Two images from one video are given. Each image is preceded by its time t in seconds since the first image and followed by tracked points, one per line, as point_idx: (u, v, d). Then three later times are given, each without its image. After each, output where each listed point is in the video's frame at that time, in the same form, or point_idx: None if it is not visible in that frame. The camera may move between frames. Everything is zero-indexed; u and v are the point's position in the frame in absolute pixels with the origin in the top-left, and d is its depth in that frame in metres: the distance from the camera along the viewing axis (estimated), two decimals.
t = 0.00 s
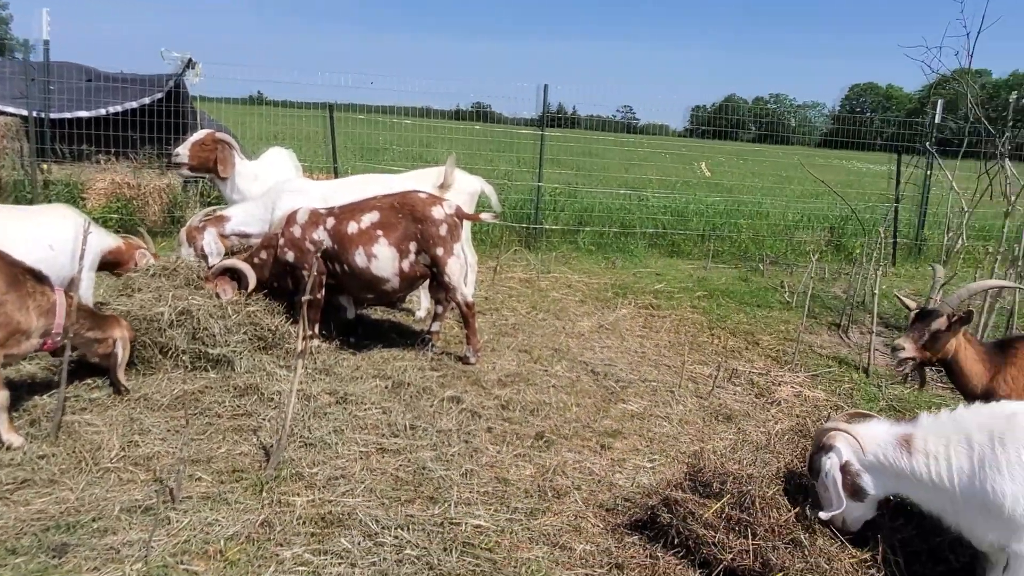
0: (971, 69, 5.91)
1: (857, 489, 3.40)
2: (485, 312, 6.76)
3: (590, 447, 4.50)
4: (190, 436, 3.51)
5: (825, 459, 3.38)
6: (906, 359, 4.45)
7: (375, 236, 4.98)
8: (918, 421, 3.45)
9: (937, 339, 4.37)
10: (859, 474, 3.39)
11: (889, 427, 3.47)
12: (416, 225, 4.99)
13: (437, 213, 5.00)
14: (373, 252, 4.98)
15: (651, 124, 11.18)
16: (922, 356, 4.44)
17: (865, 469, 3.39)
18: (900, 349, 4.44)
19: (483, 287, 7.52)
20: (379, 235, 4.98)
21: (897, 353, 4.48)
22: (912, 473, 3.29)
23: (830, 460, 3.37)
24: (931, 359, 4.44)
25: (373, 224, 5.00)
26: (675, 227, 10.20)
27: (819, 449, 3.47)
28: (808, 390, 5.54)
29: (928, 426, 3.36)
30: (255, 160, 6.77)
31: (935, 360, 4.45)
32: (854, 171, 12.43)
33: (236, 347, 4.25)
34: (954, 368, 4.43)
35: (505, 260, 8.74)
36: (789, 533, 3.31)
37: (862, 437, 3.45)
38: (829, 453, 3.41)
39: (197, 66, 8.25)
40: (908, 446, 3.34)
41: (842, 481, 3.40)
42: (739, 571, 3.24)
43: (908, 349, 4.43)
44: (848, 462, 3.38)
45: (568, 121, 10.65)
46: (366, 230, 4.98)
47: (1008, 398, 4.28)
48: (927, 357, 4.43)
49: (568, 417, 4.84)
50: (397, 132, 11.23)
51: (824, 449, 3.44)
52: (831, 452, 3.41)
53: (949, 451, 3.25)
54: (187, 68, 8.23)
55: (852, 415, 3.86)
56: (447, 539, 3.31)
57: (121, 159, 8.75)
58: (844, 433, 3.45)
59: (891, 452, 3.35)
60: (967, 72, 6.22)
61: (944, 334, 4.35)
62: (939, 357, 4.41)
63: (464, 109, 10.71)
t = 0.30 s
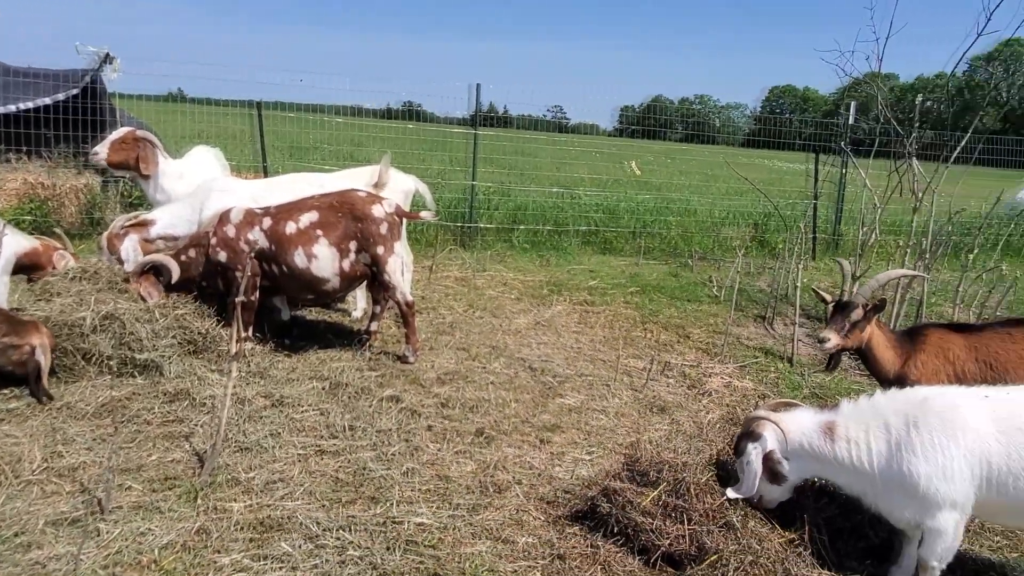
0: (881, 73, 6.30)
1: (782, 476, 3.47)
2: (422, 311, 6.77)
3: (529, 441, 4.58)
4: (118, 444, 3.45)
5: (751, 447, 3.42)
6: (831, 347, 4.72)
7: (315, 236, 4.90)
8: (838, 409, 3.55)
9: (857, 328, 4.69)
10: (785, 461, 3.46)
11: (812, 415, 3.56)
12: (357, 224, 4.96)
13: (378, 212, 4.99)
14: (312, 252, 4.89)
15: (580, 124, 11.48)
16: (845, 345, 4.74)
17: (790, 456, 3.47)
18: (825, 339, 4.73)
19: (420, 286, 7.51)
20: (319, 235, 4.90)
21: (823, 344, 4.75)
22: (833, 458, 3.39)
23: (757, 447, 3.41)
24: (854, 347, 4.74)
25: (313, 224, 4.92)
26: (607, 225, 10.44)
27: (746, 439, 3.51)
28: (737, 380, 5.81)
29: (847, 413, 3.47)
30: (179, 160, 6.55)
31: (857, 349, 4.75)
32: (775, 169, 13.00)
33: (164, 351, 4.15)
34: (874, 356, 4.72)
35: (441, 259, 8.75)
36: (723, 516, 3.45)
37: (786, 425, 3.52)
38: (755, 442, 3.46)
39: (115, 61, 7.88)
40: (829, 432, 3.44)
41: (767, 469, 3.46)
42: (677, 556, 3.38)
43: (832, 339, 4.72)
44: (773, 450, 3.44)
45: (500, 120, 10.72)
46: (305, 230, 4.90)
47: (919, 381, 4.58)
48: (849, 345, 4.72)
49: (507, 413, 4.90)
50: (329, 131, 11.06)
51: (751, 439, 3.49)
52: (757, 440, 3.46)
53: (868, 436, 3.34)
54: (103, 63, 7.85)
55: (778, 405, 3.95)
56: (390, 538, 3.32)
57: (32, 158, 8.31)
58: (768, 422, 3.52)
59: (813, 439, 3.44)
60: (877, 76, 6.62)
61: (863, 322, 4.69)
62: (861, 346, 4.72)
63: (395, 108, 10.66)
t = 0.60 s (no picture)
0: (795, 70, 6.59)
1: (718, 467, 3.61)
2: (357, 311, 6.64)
3: (471, 438, 4.50)
4: (39, 462, 3.28)
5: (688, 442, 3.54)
6: (778, 335, 4.87)
7: (249, 237, 4.73)
8: (770, 398, 3.68)
9: (795, 313, 4.91)
10: (720, 452, 3.60)
11: (745, 406, 3.69)
12: (293, 223, 4.82)
13: (315, 212, 4.85)
14: (247, 254, 4.74)
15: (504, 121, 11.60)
16: (789, 332, 4.92)
17: (725, 448, 3.60)
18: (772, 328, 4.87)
19: (351, 287, 7.36)
20: (253, 235, 4.75)
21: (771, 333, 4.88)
22: (766, 446, 3.51)
23: (695, 442, 3.54)
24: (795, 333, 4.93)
25: (246, 224, 4.76)
26: (537, 221, 10.47)
27: (684, 434, 3.63)
28: (669, 370, 5.84)
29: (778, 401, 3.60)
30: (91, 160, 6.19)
31: (799, 336, 4.94)
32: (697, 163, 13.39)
33: (85, 362, 4.00)
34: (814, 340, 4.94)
35: (372, 259, 8.59)
36: (666, 502, 3.55)
37: (722, 418, 3.65)
38: (692, 437, 3.58)
39: (15, 57, 7.35)
40: (761, 421, 3.56)
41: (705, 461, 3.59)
42: (623, 544, 3.43)
43: (777, 326, 4.89)
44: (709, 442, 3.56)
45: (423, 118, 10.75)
46: (238, 231, 4.73)
47: (839, 363, 4.86)
48: (792, 329, 4.91)
49: (448, 411, 4.81)
50: (249, 129, 10.69)
51: (688, 434, 3.61)
52: (693, 434, 3.58)
53: (797, 422, 3.47)
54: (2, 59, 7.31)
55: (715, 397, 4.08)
56: (336, 544, 3.24)
57: None
58: (705, 416, 3.64)
59: (746, 429, 3.57)
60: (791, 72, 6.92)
61: (798, 307, 4.94)
62: (801, 331, 4.93)
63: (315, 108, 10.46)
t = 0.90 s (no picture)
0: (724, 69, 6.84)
1: (663, 453, 3.72)
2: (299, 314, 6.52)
3: (420, 436, 4.45)
4: None
5: (635, 430, 3.62)
6: (716, 323, 5.07)
7: (191, 242, 4.72)
8: (709, 384, 3.80)
9: (731, 302, 5.12)
10: (665, 439, 3.71)
11: (686, 393, 3.81)
12: (236, 225, 4.84)
13: (259, 213, 4.92)
14: (190, 259, 4.72)
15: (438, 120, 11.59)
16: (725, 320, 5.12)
17: (669, 435, 3.71)
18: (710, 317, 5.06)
19: (292, 289, 7.22)
20: (196, 240, 4.73)
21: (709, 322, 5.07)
22: (707, 430, 3.64)
23: (641, 429, 3.62)
24: (732, 320, 5.14)
25: (188, 229, 4.74)
26: (476, 219, 10.46)
27: (630, 423, 3.71)
28: (612, 361, 5.93)
29: (717, 387, 3.73)
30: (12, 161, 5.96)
31: (735, 323, 5.15)
32: (632, 160, 13.68)
33: (12, 375, 3.90)
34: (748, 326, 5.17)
35: (311, 260, 8.44)
36: (615, 490, 3.62)
37: (664, 406, 3.76)
38: (637, 425, 3.66)
39: None
40: (702, 407, 3.68)
41: (651, 448, 3.69)
42: (576, 532, 3.46)
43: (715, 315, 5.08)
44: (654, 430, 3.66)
45: (357, 118, 10.64)
46: (180, 235, 4.71)
47: (774, 349, 5.10)
48: (727, 318, 5.12)
49: (396, 409, 4.75)
50: (175, 129, 10.34)
51: (633, 422, 3.69)
52: (639, 422, 3.67)
53: (736, 406, 3.60)
54: None
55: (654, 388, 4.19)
56: (288, 548, 3.21)
57: None
58: (648, 405, 3.74)
59: (688, 415, 3.69)
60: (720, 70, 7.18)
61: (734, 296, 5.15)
62: (737, 319, 5.14)
63: (243, 107, 10.20)
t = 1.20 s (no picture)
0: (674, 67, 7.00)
1: (615, 442, 3.85)
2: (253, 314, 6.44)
3: (380, 433, 4.46)
4: None
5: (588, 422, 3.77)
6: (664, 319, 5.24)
7: (145, 242, 4.70)
8: (660, 374, 3.93)
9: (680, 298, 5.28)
10: (617, 429, 3.84)
11: (638, 384, 3.93)
12: (191, 224, 4.84)
13: (215, 212, 4.93)
14: (144, 260, 4.69)
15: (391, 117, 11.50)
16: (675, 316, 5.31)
17: (621, 424, 3.85)
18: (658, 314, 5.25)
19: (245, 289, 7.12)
20: (150, 240, 4.71)
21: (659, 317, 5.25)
22: (657, 418, 3.77)
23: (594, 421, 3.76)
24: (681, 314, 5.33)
25: (142, 229, 4.72)
26: (433, 216, 10.43)
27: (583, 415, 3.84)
28: (569, 355, 6.04)
29: (667, 377, 3.86)
30: None
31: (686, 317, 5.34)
32: (586, 157, 13.86)
33: None
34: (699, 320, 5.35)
35: (264, 259, 8.32)
36: (573, 480, 3.69)
37: (616, 397, 3.89)
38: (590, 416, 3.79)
39: None
40: (652, 397, 3.81)
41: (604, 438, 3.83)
42: (536, 523, 3.51)
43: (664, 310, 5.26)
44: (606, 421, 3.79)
45: (308, 115, 10.48)
46: (134, 236, 4.67)
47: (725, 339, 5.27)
48: (676, 313, 5.31)
49: (354, 407, 4.75)
50: (119, 126, 10.05)
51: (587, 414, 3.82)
52: (592, 414, 3.80)
53: (684, 394, 3.73)
54: None
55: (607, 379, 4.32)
56: (247, 548, 3.20)
57: None
58: (600, 397, 3.87)
59: (639, 405, 3.82)
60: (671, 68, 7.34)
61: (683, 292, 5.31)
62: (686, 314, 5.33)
63: (190, 104, 9.97)
